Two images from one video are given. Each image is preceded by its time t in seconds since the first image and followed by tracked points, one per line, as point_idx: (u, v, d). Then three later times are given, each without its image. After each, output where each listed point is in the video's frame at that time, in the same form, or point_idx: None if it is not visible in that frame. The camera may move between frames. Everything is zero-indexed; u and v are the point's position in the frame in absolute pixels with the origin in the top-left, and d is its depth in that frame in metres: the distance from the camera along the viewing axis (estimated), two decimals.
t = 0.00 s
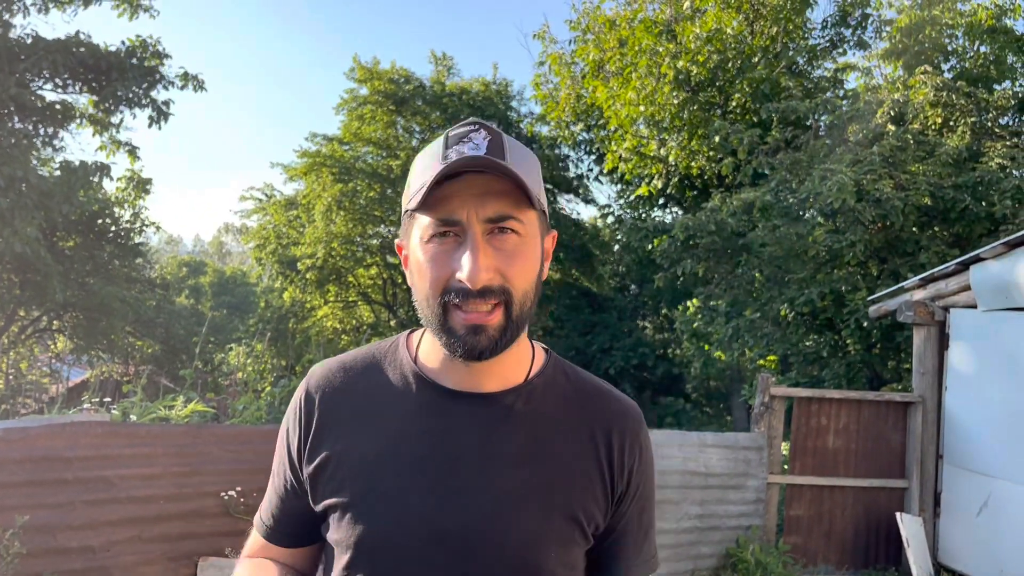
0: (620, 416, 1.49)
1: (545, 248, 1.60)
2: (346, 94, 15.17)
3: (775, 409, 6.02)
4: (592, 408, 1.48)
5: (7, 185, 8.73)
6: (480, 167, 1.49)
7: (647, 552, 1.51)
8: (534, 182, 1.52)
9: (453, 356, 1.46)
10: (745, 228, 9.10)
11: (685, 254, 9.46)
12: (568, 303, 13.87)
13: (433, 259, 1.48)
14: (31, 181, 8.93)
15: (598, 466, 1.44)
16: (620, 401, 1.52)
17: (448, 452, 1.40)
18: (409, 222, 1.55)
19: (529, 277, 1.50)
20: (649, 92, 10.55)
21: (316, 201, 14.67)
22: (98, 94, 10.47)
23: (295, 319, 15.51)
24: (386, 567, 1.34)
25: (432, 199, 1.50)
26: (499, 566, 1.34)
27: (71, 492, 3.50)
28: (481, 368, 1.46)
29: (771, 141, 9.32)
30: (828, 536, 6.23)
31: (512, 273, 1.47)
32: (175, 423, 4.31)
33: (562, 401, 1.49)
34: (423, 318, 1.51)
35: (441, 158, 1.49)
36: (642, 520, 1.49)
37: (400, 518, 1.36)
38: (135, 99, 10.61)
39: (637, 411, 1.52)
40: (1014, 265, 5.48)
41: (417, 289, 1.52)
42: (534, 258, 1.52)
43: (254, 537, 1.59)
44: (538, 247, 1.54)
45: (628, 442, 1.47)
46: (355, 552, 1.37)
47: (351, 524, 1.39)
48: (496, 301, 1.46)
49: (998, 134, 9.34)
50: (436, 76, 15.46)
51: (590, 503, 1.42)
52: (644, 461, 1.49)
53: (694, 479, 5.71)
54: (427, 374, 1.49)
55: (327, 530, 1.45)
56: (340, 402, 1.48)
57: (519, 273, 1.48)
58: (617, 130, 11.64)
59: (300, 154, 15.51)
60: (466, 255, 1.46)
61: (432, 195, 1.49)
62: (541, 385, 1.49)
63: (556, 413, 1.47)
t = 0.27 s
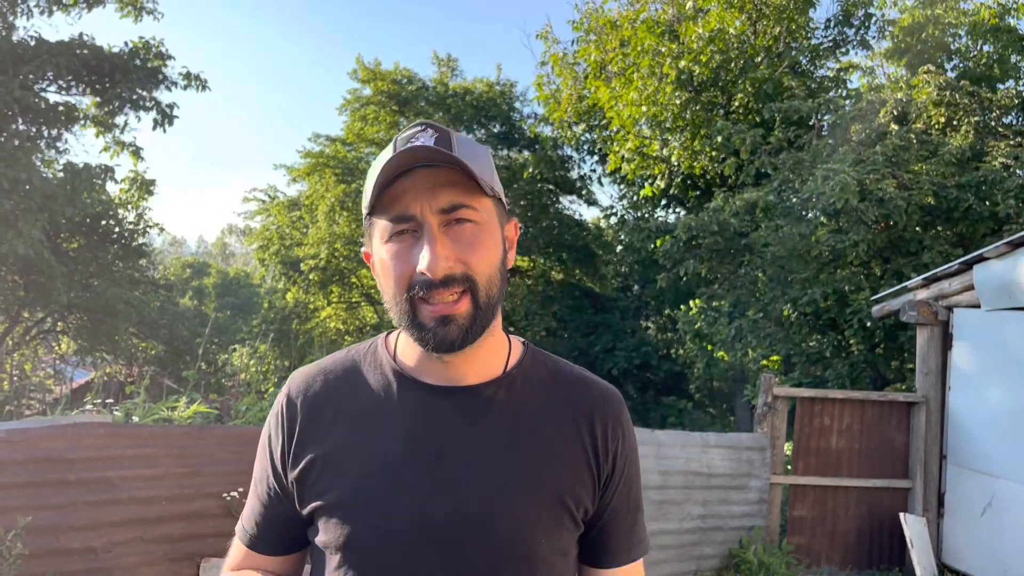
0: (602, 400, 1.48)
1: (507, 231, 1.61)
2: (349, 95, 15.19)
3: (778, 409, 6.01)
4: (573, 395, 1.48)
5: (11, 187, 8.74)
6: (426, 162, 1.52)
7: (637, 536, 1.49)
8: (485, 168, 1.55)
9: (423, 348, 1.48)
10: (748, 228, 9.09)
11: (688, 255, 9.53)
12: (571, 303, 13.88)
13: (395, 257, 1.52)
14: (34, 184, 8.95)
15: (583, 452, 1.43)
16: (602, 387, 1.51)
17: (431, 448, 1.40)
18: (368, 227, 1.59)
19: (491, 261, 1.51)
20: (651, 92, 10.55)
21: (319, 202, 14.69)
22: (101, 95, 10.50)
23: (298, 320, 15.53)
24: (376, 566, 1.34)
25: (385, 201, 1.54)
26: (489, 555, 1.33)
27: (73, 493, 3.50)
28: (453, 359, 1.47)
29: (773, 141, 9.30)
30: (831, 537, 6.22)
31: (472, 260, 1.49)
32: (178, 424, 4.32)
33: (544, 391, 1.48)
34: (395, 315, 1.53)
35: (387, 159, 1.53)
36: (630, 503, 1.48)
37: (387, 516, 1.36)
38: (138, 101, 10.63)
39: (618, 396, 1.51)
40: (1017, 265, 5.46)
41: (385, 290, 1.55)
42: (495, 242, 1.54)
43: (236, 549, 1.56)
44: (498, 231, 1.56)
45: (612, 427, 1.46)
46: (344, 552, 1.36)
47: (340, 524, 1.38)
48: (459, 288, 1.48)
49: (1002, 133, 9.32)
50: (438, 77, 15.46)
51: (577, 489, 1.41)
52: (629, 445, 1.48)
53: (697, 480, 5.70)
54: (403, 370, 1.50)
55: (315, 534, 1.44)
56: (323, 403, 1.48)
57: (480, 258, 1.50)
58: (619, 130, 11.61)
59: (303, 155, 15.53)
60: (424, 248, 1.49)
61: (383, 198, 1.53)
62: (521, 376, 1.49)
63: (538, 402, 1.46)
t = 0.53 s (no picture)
0: (592, 385, 1.46)
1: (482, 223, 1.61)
2: (355, 95, 15.23)
3: (786, 409, 5.99)
4: (564, 381, 1.46)
5: (19, 189, 8.80)
6: (390, 165, 1.53)
7: (637, 517, 1.47)
8: (450, 164, 1.54)
9: (406, 347, 1.47)
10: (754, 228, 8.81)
11: (695, 254, 9.52)
12: (578, 303, 13.87)
13: (370, 262, 1.52)
14: (43, 186, 9.01)
15: (579, 436, 1.41)
16: (591, 372, 1.50)
17: (425, 443, 1.37)
18: (345, 238, 1.60)
19: (465, 254, 1.51)
20: (658, 92, 10.59)
21: (326, 202, 14.75)
22: (110, 97, 10.56)
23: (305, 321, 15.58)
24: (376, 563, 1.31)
25: (355, 210, 1.55)
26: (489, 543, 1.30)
27: (81, 493, 3.51)
28: (438, 355, 1.46)
29: (780, 140, 9.12)
30: (840, 537, 6.20)
31: (446, 254, 1.48)
32: (186, 424, 4.34)
33: (535, 381, 1.46)
34: (379, 319, 1.53)
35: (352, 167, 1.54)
36: (627, 486, 1.45)
37: (385, 513, 1.32)
38: (146, 103, 10.69)
39: (608, 381, 1.50)
40: None
41: (367, 294, 1.55)
42: (469, 234, 1.53)
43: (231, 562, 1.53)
44: (471, 223, 1.55)
45: (604, 409, 1.45)
46: (342, 552, 1.33)
47: (339, 524, 1.35)
48: (435, 283, 1.48)
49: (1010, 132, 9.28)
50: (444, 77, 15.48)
51: (575, 472, 1.39)
52: (622, 426, 1.46)
53: (704, 480, 5.69)
54: (390, 370, 1.49)
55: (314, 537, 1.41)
56: (315, 406, 1.46)
57: (453, 251, 1.49)
58: (625, 130, 11.60)
59: (310, 155, 15.59)
60: (396, 249, 1.49)
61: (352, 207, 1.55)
62: (511, 366, 1.47)
63: (529, 391, 1.44)
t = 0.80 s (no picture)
0: (586, 379, 1.46)
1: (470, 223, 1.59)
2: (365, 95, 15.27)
3: (797, 410, 5.97)
4: (557, 376, 1.46)
5: (32, 190, 8.86)
6: (379, 166, 1.51)
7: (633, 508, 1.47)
8: (441, 167, 1.53)
9: (396, 349, 1.47)
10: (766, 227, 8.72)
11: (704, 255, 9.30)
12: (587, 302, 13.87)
13: (359, 263, 1.51)
14: (54, 187, 9.07)
15: (572, 430, 1.40)
16: (583, 367, 1.49)
17: (421, 443, 1.36)
18: (334, 239, 1.58)
19: (454, 255, 1.50)
20: (668, 92, 10.68)
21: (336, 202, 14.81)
22: (121, 98, 10.63)
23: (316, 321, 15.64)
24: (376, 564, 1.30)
25: (345, 213, 1.55)
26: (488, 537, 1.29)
27: (93, 492, 3.51)
28: (430, 357, 1.46)
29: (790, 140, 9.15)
30: (850, 538, 6.17)
31: (435, 256, 1.47)
32: (197, 424, 4.36)
33: (528, 377, 1.46)
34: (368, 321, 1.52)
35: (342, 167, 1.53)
36: (620, 476, 1.46)
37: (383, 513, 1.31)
38: (157, 104, 10.76)
39: (600, 374, 1.50)
40: None
41: (355, 297, 1.54)
42: (457, 235, 1.52)
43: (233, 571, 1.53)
44: (459, 225, 1.54)
45: (596, 403, 1.44)
46: (342, 555, 1.32)
47: (337, 527, 1.34)
48: (425, 286, 1.47)
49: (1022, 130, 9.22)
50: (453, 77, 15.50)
51: (570, 467, 1.38)
52: (614, 419, 1.46)
53: (714, 481, 5.68)
54: (383, 373, 1.48)
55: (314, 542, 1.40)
56: (312, 411, 1.47)
57: (442, 254, 1.48)
58: (635, 130, 11.58)
59: (320, 155, 15.66)
60: (384, 252, 1.48)
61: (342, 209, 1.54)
62: (504, 363, 1.47)
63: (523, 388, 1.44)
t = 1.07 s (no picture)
0: (596, 383, 1.49)
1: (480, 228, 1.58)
2: (378, 96, 15.34)
3: (810, 410, 5.95)
4: (570, 380, 1.48)
5: (48, 191, 8.94)
6: (381, 171, 1.51)
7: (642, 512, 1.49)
8: (445, 172, 1.51)
9: (396, 355, 1.47)
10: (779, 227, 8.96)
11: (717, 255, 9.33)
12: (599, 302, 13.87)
13: (361, 268, 1.52)
14: (70, 188, 9.16)
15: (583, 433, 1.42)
16: (593, 370, 1.52)
17: (434, 443, 1.37)
18: (345, 241, 1.60)
19: (453, 262, 1.48)
20: (681, 91, 10.53)
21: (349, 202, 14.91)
22: (136, 100, 10.73)
23: (329, 320, 15.72)
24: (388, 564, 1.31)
25: (352, 217, 1.57)
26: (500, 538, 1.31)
27: (108, 491, 3.54)
28: (434, 361, 1.46)
29: (805, 139, 9.17)
30: (865, 539, 6.14)
31: (432, 263, 1.46)
32: (212, 423, 4.40)
33: (542, 380, 1.48)
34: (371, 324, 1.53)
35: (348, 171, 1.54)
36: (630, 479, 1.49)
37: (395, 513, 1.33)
38: (171, 105, 10.86)
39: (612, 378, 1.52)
40: None
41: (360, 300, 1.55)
42: (459, 241, 1.51)
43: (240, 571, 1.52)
44: (463, 231, 1.52)
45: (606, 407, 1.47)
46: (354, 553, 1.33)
47: (349, 525, 1.35)
48: (422, 292, 1.46)
49: None
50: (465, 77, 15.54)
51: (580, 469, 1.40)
52: (623, 424, 1.49)
53: (728, 480, 5.67)
54: (393, 373, 1.49)
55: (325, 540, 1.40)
56: (323, 410, 1.48)
57: (440, 260, 1.47)
58: (647, 130, 11.56)
59: (333, 156, 15.75)
60: (383, 257, 1.48)
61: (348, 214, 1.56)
62: (514, 366, 1.49)
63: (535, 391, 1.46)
